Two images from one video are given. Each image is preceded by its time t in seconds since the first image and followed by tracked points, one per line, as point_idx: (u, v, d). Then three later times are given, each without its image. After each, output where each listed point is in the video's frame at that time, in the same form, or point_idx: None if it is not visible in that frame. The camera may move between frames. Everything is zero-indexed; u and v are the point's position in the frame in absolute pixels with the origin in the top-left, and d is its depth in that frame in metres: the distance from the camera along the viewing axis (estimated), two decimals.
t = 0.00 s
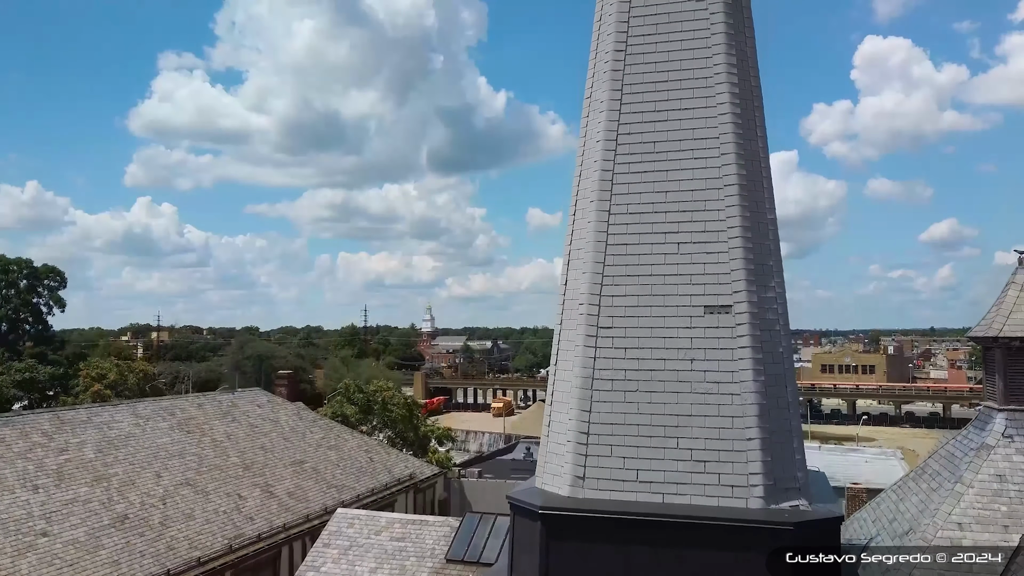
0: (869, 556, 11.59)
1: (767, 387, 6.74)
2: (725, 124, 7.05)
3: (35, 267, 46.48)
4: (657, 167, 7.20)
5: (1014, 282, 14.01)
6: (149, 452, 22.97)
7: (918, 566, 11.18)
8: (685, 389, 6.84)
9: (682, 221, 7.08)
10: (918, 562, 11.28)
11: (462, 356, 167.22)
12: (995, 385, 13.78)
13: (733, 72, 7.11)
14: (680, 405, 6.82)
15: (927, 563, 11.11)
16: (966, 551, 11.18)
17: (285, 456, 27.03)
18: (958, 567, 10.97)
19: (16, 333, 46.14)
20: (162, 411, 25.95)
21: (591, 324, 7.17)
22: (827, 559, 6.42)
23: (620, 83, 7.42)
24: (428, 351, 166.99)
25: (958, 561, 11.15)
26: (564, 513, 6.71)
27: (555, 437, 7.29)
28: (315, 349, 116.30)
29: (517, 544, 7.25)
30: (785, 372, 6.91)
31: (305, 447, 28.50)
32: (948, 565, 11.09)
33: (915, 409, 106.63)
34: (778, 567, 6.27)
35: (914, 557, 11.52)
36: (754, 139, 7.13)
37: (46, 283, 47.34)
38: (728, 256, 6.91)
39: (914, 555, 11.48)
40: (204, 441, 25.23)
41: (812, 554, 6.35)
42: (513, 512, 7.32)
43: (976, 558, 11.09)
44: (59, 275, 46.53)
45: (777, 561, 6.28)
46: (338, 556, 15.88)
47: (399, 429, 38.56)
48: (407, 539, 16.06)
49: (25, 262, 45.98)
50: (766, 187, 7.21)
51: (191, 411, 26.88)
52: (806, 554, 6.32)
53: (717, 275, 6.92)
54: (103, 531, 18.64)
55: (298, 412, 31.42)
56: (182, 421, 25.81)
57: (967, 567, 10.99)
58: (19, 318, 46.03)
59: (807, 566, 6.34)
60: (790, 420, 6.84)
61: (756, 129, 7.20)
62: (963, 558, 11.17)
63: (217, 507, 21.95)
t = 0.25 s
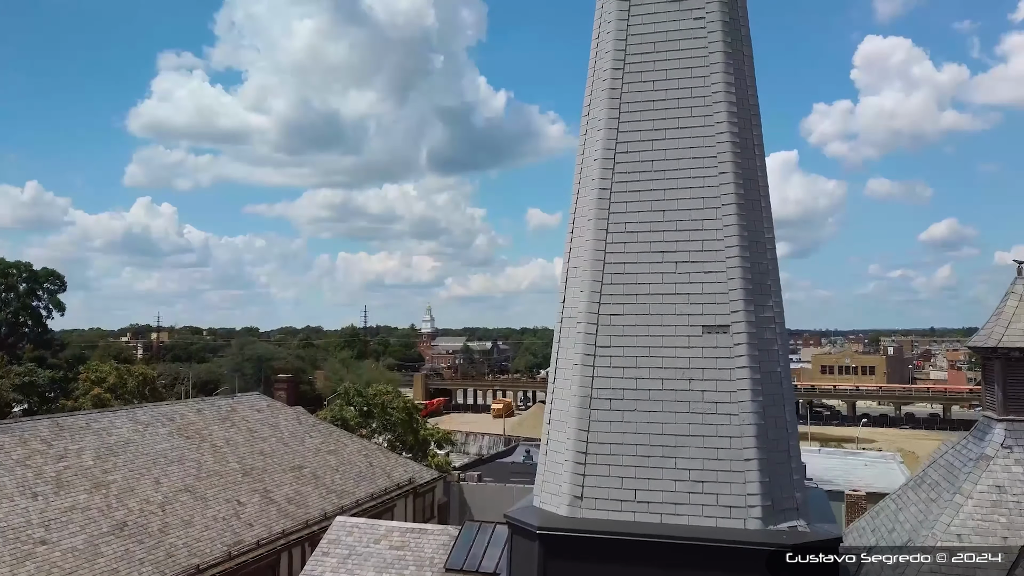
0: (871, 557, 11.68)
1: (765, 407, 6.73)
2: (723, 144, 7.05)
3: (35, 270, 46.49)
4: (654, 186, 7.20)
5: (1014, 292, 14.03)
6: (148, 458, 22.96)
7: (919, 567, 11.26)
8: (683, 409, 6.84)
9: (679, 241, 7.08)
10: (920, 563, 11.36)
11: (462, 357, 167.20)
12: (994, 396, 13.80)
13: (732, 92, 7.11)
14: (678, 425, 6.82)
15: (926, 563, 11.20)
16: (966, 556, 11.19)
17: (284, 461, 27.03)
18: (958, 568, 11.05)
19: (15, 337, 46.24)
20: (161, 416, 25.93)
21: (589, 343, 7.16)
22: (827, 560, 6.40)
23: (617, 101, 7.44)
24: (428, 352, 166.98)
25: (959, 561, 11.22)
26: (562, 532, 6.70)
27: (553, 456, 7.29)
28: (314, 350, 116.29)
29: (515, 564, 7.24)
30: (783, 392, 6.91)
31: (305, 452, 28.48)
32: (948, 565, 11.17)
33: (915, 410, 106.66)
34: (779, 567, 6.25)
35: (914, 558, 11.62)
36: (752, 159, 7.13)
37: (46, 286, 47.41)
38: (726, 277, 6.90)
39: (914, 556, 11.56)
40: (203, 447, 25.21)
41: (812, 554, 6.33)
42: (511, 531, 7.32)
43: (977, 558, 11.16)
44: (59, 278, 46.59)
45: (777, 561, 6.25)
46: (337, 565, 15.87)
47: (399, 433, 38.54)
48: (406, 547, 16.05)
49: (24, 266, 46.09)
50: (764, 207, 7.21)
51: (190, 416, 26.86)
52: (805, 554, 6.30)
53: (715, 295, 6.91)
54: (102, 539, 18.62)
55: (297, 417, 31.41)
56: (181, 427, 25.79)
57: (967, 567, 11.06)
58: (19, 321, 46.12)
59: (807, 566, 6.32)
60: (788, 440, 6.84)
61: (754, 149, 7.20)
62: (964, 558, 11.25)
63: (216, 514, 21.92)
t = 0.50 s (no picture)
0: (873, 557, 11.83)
1: (765, 432, 6.69)
2: (722, 165, 7.00)
3: (34, 274, 46.53)
4: (653, 208, 7.16)
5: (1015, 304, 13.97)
6: (146, 465, 22.91)
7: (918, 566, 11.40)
8: (683, 432, 6.79)
9: (678, 263, 7.03)
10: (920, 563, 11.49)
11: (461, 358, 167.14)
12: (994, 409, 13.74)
13: (731, 113, 7.07)
14: (677, 449, 6.77)
15: (926, 563, 11.32)
16: (968, 563, 11.14)
17: (283, 467, 26.98)
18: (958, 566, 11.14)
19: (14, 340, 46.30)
20: (160, 423, 25.88)
21: (587, 366, 7.12)
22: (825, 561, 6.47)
23: (616, 122, 7.41)
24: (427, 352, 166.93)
25: (959, 560, 11.30)
26: (561, 556, 6.64)
27: (552, 480, 7.23)
28: (314, 351, 116.16)
29: None
30: (782, 416, 6.87)
31: (304, 457, 28.44)
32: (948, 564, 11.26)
33: (915, 412, 106.65)
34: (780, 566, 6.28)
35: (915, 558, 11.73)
36: (751, 182, 7.08)
37: (45, 289, 47.47)
38: (726, 300, 6.85)
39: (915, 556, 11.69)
40: (201, 453, 25.15)
41: (811, 555, 6.41)
42: (508, 554, 7.26)
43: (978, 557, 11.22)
44: (58, 281, 46.63)
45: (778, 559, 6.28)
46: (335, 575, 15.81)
47: (398, 437, 38.41)
48: (405, 558, 15.99)
49: (23, 269, 46.16)
50: (763, 229, 7.18)
51: (188, 422, 26.82)
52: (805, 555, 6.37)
53: (714, 318, 6.86)
54: (100, 548, 18.56)
55: (296, 422, 31.35)
56: (179, 433, 25.75)
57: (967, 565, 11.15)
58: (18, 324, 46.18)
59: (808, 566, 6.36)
60: (787, 464, 6.80)
61: (754, 171, 7.16)
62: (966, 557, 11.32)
63: (215, 521, 21.86)
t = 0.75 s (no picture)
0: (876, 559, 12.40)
1: (765, 456, 6.62)
2: (722, 186, 6.94)
3: (34, 278, 46.57)
4: (653, 229, 7.10)
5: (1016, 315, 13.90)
6: (145, 472, 22.85)
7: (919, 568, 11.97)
8: (682, 456, 6.72)
9: (678, 284, 6.96)
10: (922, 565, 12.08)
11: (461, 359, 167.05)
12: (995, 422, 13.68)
13: (731, 134, 7.01)
14: (677, 473, 6.71)
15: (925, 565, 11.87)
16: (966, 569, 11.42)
17: (282, 473, 26.93)
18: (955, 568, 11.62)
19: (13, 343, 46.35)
20: (158, 429, 25.82)
21: (586, 388, 7.05)
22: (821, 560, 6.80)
23: (615, 141, 7.35)
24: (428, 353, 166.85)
25: (957, 561, 11.75)
26: None
27: (551, 503, 7.17)
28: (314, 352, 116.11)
29: None
30: (782, 439, 6.82)
31: (303, 463, 28.37)
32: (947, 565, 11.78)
33: (915, 413, 106.59)
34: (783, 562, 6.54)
35: (915, 559, 12.40)
36: (751, 203, 7.03)
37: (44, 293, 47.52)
38: (725, 322, 6.79)
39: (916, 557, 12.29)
40: (200, 460, 25.10)
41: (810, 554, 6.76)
42: None
43: (976, 558, 11.64)
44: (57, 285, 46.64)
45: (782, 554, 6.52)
46: None
47: (398, 441, 38.25)
48: (404, 568, 15.93)
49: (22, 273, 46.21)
50: (763, 251, 7.12)
51: (187, 429, 26.77)
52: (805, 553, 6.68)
53: (714, 341, 6.79)
54: (98, 557, 18.50)
55: (295, 427, 31.29)
56: (178, 440, 25.69)
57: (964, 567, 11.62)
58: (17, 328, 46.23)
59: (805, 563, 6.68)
60: (787, 488, 6.76)
61: (754, 192, 7.11)
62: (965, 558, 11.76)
63: (213, 529, 21.78)
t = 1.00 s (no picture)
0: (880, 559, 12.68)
1: (766, 488, 6.58)
2: (723, 214, 6.89)
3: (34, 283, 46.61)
4: (653, 256, 7.06)
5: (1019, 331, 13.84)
6: (144, 482, 22.80)
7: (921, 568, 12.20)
8: (683, 487, 6.68)
9: (679, 313, 6.91)
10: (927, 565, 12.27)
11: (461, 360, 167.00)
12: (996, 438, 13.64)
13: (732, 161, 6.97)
14: (678, 504, 6.66)
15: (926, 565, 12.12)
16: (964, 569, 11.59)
17: (282, 481, 26.88)
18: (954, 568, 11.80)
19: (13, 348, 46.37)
20: (157, 438, 25.78)
21: (586, 418, 7.01)
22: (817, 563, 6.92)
23: (615, 167, 7.31)
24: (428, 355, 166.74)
25: (959, 560, 11.92)
26: None
27: (550, 532, 7.12)
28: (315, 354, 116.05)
29: None
30: (784, 470, 6.77)
31: (302, 471, 28.31)
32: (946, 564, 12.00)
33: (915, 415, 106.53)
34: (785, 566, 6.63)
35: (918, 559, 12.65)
36: (752, 231, 6.99)
37: (44, 298, 47.56)
38: (726, 352, 6.74)
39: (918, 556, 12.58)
40: (199, 468, 25.04)
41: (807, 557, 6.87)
42: None
43: (976, 558, 11.77)
44: (57, 290, 46.69)
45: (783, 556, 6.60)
46: None
47: (398, 447, 38.16)
48: None
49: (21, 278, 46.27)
50: (764, 279, 7.09)
51: (186, 437, 26.72)
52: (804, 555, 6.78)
53: (715, 371, 6.74)
54: (97, 569, 18.44)
55: (295, 434, 31.24)
56: (177, 449, 25.65)
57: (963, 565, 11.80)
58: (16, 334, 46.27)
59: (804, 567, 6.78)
60: (788, 518, 6.73)
61: (755, 219, 7.06)
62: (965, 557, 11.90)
63: (213, 539, 21.71)
